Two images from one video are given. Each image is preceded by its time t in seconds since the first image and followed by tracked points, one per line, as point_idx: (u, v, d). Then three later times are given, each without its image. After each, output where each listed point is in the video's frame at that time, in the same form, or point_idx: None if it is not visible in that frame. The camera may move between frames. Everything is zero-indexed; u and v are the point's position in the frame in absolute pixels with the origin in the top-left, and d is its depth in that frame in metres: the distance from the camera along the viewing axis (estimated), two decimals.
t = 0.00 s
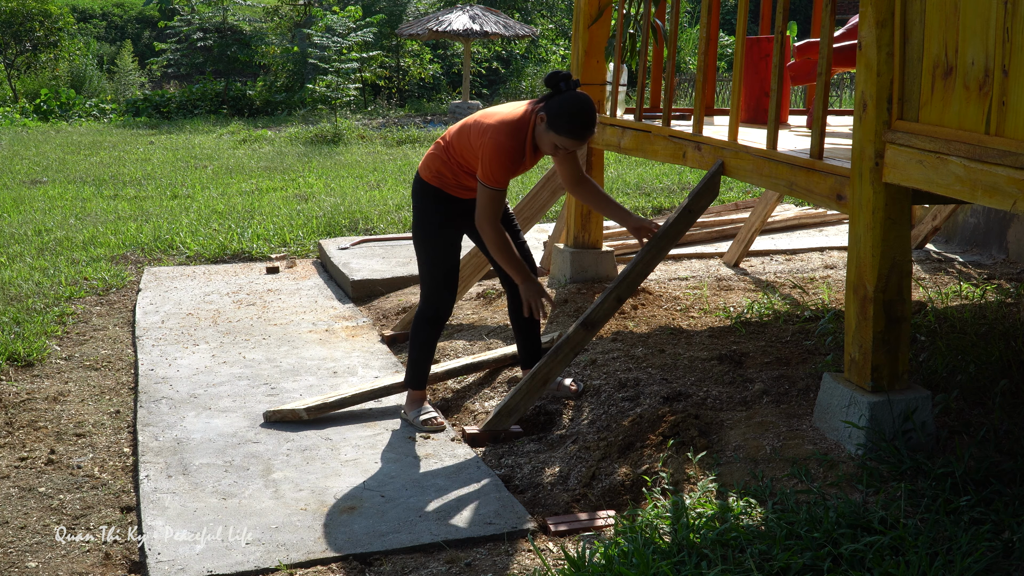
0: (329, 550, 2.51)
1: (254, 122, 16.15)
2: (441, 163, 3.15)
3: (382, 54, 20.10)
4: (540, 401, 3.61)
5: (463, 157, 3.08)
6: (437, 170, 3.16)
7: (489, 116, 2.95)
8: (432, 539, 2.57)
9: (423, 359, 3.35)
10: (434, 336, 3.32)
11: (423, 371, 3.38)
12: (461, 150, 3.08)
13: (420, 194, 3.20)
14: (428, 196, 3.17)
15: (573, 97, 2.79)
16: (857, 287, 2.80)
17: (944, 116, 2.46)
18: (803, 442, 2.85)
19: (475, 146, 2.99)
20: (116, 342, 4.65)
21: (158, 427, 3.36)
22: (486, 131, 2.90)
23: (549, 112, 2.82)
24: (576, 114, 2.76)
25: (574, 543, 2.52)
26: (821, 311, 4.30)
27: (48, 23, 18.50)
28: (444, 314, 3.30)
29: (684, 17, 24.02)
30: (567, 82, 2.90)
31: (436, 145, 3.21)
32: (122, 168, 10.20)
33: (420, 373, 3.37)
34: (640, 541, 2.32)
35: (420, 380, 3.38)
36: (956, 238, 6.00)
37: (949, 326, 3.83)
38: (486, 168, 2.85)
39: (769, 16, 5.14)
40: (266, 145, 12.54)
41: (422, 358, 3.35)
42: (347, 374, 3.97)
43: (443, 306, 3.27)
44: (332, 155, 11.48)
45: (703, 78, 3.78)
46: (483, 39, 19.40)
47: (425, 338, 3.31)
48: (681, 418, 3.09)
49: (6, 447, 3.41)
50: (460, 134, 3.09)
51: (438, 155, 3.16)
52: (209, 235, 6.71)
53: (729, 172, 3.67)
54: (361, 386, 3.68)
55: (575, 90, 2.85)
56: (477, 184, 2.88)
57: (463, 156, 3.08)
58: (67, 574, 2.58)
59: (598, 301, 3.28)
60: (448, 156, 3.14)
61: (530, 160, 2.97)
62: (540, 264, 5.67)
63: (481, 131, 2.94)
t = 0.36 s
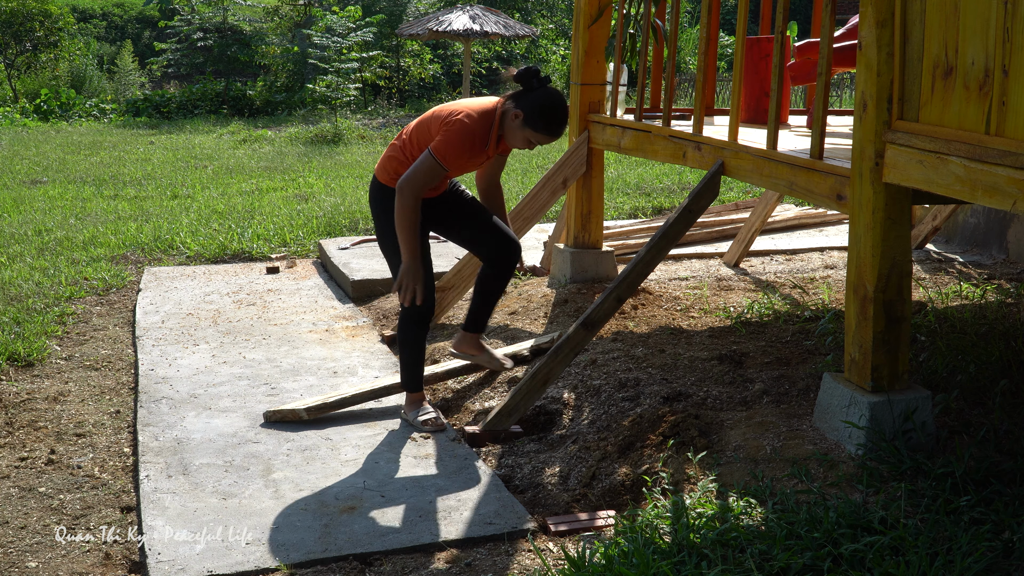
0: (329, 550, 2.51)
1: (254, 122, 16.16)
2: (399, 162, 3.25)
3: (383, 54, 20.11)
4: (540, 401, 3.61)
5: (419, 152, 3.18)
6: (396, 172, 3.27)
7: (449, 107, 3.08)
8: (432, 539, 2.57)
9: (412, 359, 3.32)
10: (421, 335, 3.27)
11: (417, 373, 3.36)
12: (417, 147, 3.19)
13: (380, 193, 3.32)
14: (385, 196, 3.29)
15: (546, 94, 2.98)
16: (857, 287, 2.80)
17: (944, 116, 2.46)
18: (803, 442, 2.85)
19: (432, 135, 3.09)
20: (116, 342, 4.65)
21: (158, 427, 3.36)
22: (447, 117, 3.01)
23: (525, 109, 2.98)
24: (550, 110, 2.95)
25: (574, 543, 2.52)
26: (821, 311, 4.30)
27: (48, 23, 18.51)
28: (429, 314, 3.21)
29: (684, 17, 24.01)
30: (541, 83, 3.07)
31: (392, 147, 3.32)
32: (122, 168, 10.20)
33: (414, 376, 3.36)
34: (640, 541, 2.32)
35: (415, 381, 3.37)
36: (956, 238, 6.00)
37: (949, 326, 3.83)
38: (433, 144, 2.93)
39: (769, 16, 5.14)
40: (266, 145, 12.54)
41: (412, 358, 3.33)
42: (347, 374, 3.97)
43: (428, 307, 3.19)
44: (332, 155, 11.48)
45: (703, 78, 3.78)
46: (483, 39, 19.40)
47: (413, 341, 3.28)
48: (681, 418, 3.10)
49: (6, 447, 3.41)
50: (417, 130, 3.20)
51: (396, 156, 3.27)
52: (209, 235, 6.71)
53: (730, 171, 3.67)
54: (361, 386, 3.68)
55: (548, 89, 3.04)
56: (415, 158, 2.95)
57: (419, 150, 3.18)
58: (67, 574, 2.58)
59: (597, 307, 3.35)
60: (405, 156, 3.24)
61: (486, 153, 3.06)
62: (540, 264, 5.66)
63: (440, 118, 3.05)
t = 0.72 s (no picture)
0: (329, 550, 2.51)
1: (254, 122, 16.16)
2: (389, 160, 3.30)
3: (383, 54, 20.11)
4: (540, 401, 3.61)
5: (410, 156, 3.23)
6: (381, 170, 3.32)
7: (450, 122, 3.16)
8: (432, 539, 2.57)
9: (409, 359, 3.39)
10: (411, 335, 3.37)
11: (413, 372, 3.42)
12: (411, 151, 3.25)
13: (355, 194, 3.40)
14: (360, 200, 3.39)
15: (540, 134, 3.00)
16: (856, 287, 2.81)
17: (944, 116, 2.46)
18: (803, 442, 2.85)
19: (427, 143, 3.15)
20: (116, 342, 4.65)
21: (158, 427, 3.37)
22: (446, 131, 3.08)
23: (518, 149, 2.99)
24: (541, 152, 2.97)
25: (574, 543, 2.52)
26: (821, 311, 4.30)
27: (48, 23, 18.51)
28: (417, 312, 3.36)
29: (684, 17, 24.01)
30: (537, 122, 3.06)
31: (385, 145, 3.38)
32: (122, 168, 10.20)
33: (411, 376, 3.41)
34: (640, 541, 2.32)
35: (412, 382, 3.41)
36: (956, 238, 6.00)
37: (949, 326, 3.83)
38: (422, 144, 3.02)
39: (769, 16, 5.14)
40: (266, 145, 12.55)
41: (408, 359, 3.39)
42: (347, 374, 3.97)
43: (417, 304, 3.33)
44: (332, 155, 11.48)
45: (703, 78, 3.78)
46: (483, 39, 19.39)
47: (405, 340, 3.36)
48: (681, 418, 3.10)
49: (6, 447, 3.41)
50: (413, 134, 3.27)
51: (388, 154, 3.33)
52: (209, 235, 6.71)
53: (729, 171, 3.67)
54: (361, 386, 3.68)
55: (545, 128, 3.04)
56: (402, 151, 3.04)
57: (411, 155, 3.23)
58: (67, 574, 2.58)
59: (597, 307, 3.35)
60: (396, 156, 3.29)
61: (468, 176, 3.09)
62: (540, 264, 5.67)
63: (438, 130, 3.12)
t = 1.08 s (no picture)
0: (329, 550, 2.51)
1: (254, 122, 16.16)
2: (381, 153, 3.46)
3: (383, 54, 20.10)
4: (540, 401, 3.62)
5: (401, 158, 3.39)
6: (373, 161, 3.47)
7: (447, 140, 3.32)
8: (432, 539, 2.57)
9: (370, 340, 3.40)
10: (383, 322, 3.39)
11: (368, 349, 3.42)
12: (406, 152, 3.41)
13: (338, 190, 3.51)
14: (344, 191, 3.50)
15: (523, 178, 3.19)
16: (857, 287, 2.81)
17: (944, 116, 2.46)
18: (803, 443, 2.85)
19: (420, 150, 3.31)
20: (116, 342, 4.65)
21: (158, 427, 3.36)
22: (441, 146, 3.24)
23: (503, 188, 3.16)
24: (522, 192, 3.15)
25: (574, 543, 2.52)
26: (821, 311, 4.30)
27: (48, 23, 18.51)
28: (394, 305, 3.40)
29: (684, 17, 23.99)
30: (522, 165, 3.24)
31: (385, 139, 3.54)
32: (122, 168, 10.19)
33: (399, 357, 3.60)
34: (640, 541, 2.32)
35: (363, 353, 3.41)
36: (957, 238, 6.00)
37: (949, 326, 3.83)
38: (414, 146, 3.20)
39: (769, 16, 5.14)
40: (266, 145, 12.55)
41: (367, 340, 3.40)
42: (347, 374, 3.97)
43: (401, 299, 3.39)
44: (331, 155, 11.48)
45: (703, 78, 3.78)
46: (483, 39, 19.39)
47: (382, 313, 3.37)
48: (681, 418, 3.10)
49: (6, 447, 3.41)
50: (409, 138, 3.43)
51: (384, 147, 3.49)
52: (209, 235, 6.71)
53: (729, 171, 3.67)
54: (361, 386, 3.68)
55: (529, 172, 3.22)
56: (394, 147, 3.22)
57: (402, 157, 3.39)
58: (67, 574, 2.58)
59: (597, 304, 3.36)
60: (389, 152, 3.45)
61: (444, 195, 3.24)
62: (540, 264, 5.67)
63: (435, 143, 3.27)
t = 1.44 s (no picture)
0: (329, 550, 2.51)
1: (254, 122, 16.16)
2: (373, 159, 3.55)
3: (383, 54, 20.10)
4: (540, 401, 3.62)
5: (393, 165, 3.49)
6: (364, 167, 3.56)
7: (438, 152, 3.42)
8: (432, 539, 2.57)
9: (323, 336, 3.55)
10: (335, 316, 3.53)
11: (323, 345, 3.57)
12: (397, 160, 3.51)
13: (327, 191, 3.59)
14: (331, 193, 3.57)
15: (500, 192, 3.19)
16: (856, 287, 2.81)
17: (944, 116, 2.46)
18: (803, 443, 2.85)
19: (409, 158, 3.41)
20: (117, 342, 4.65)
21: (158, 427, 3.36)
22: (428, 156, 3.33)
23: (477, 195, 3.20)
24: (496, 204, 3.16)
25: (574, 543, 2.52)
26: (821, 311, 4.30)
27: (48, 23, 18.51)
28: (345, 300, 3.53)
29: (685, 17, 23.96)
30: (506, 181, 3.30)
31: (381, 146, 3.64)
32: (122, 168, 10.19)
33: (398, 359, 3.68)
34: (640, 541, 2.32)
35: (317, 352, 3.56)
36: (957, 238, 6.00)
37: (949, 326, 3.84)
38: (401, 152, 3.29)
39: (769, 16, 5.14)
40: (266, 145, 12.54)
41: (325, 337, 3.55)
42: (348, 374, 3.97)
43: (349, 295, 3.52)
44: (331, 155, 11.48)
45: (703, 78, 3.78)
46: (484, 39, 19.39)
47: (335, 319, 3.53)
48: (681, 418, 3.10)
49: (6, 447, 3.41)
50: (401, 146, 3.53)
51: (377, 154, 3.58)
52: (209, 235, 6.71)
53: (729, 171, 3.67)
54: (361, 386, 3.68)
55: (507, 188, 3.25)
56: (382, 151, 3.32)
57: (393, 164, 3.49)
58: (67, 574, 2.58)
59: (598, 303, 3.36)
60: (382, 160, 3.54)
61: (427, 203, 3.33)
62: (540, 264, 5.67)
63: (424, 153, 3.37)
